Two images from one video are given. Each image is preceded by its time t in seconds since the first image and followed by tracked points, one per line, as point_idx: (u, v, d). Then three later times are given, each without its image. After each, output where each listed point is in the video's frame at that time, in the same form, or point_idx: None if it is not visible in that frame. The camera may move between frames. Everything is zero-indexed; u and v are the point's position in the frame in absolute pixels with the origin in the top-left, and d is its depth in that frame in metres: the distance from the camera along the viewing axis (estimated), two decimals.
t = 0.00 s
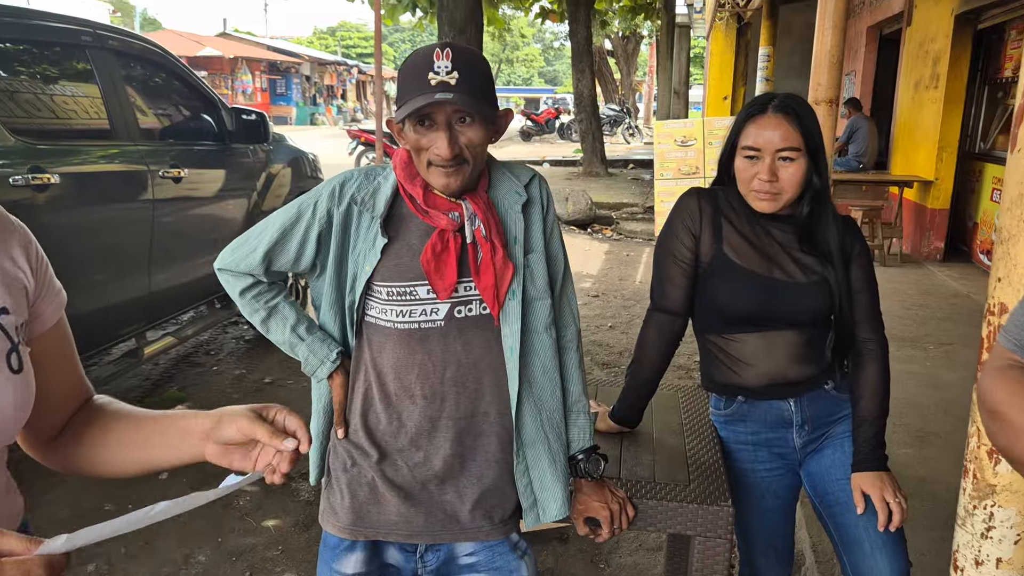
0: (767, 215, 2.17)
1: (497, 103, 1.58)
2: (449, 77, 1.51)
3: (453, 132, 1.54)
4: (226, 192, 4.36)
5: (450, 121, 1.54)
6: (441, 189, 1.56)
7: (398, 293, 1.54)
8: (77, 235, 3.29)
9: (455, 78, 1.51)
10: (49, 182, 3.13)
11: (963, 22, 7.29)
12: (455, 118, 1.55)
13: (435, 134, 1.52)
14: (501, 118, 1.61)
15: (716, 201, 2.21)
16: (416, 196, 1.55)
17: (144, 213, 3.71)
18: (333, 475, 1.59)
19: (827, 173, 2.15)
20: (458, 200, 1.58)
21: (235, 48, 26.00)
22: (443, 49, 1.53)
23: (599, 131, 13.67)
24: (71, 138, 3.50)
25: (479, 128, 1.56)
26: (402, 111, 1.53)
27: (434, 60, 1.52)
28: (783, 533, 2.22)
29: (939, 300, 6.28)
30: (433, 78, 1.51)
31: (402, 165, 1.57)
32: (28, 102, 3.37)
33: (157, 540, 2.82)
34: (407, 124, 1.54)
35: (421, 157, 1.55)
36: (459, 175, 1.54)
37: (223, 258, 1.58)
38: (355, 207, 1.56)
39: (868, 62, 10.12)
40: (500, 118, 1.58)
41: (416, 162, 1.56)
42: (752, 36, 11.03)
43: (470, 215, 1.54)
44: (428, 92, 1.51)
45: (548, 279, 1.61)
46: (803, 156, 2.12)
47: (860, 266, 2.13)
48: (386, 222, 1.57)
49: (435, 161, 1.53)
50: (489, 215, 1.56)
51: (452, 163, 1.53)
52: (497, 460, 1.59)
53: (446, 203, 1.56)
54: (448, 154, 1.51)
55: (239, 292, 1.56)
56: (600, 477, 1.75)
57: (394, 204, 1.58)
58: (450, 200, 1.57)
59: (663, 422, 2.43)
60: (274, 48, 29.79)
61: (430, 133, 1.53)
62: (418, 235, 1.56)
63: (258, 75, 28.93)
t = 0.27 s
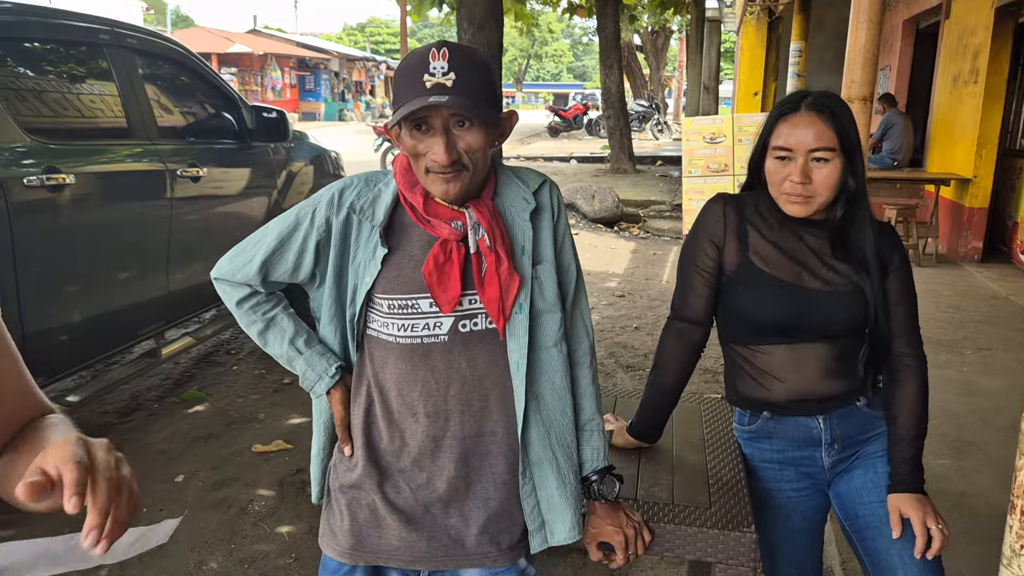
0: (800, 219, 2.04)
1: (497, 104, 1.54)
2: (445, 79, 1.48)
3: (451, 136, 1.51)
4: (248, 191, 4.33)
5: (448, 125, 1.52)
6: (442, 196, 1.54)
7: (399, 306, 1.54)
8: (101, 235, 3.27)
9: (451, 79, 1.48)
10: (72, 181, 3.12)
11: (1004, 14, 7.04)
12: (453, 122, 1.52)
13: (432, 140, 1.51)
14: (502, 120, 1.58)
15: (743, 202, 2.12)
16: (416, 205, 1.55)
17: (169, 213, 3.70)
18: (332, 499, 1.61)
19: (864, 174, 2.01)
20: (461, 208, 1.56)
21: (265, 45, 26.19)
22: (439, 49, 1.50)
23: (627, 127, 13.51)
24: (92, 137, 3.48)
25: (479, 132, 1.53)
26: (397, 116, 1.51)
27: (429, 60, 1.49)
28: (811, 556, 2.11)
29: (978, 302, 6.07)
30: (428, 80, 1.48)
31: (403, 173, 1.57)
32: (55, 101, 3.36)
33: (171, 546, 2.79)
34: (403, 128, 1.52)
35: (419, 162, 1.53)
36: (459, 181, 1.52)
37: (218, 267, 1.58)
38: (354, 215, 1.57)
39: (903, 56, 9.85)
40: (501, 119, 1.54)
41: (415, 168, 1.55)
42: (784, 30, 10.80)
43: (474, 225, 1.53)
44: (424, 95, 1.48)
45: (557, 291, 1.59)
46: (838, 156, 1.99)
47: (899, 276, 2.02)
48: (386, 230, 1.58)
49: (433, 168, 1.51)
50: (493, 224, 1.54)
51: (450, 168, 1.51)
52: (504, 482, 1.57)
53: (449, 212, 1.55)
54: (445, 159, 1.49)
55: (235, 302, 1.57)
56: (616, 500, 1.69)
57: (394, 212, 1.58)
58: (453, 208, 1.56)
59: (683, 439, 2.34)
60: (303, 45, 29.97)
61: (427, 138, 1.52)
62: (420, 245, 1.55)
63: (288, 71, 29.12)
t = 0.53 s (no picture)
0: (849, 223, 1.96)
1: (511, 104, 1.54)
2: (455, 75, 1.48)
3: (462, 136, 1.52)
4: (275, 189, 4.33)
5: (458, 124, 1.52)
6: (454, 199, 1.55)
7: (410, 314, 1.57)
8: (129, 233, 3.28)
9: (462, 76, 1.48)
10: (101, 179, 3.13)
11: None
12: (464, 120, 1.52)
13: (442, 140, 1.51)
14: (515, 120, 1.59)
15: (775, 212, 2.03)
16: (426, 210, 1.56)
17: (196, 211, 3.70)
18: (342, 512, 1.65)
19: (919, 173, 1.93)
20: (473, 212, 1.58)
21: (298, 41, 26.41)
22: (449, 45, 1.50)
23: (657, 124, 13.34)
24: (121, 135, 3.49)
25: (490, 131, 1.53)
26: (406, 113, 1.52)
27: (439, 56, 1.49)
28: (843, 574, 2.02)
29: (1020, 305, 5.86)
30: (438, 77, 1.48)
31: (412, 176, 1.59)
32: (86, 99, 3.38)
33: (192, 546, 2.78)
34: (415, 128, 1.54)
35: (429, 164, 1.54)
36: (470, 183, 1.53)
37: (228, 275, 1.61)
38: (363, 220, 1.59)
39: (943, 50, 9.57)
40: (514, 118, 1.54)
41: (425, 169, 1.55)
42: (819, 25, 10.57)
43: (486, 230, 1.55)
44: (434, 92, 1.49)
45: (573, 300, 1.61)
46: (898, 154, 1.90)
47: (947, 284, 1.91)
48: (396, 235, 1.60)
49: (443, 169, 1.51)
50: (506, 229, 1.55)
51: (462, 169, 1.51)
52: (518, 495, 1.61)
53: (459, 216, 1.57)
54: (456, 160, 1.50)
55: (244, 310, 1.60)
56: (638, 516, 1.69)
57: (404, 216, 1.61)
58: (464, 212, 1.57)
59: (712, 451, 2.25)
60: (334, 41, 30.17)
61: (438, 138, 1.52)
62: (431, 251, 1.58)
63: (320, 67, 29.35)
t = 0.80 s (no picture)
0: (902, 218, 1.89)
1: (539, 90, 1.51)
2: (484, 60, 1.46)
3: (488, 122, 1.49)
4: (301, 183, 4.34)
5: (485, 109, 1.49)
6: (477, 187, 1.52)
7: (429, 310, 1.54)
8: (156, 227, 3.30)
9: (491, 61, 1.46)
10: (128, 173, 3.15)
11: None
12: (490, 106, 1.49)
13: (469, 126, 1.49)
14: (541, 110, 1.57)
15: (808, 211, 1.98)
16: (446, 201, 1.53)
17: (222, 205, 3.71)
18: (361, 511, 1.63)
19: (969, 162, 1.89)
20: (494, 204, 1.55)
21: (326, 38, 26.57)
22: (477, 30, 1.48)
23: (685, 119, 13.19)
24: (149, 130, 3.52)
25: (516, 118, 1.50)
26: (434, 98, 1.49)
27: (467, 42, 1.47)
28: None
29: None
30: (467, 61, 1.46)
31: (432, 166, 1.55)
32: (115, 93, 3.40)
33: (214, 540, 2.79)
34: (439, 113, 1.51)
35: (453, 151, 1.51)
36: (495, 169, 1.50)
37: (244, 272, 1.60)
38: (380, 213, 1.56)
39: (979, 44, 9.34)
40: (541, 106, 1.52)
41: (449, 155, 1.52)
42: (852, 18, 10.35)
43: (507, 222, 1.51)
44: (463, 76, 1.46)
45: (596, 296, 1.57)
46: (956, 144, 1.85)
47: (994, 282, 1.83)
48: (414, 229, 1.57)
49: (469, 156, 1.48)
50: (527, 222, 1.52)
51: (486, 157, 1.48)
52: (539, 495, 1.58)
53: (480, 208, 1.54)
54: (483, 147, 1.47)
55: (261, 307, 1.59)
56: (663, 517, 1.66)
57: (422, 209, 1.58)
58: (484, 204, 1.54)
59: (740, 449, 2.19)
60: (362, 37, 30.31)
61: (463, 123, 1.49)
62: (450, 244, 1.55)
63: (347, 63, 29.52)
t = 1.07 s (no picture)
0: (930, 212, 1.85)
1: (567, 83, 1.52)
2: (520, 48, 1.44)
3: (519, 111, 1.49)
4: (322, 179, 4.35)
5: (517, 98, 1.49)
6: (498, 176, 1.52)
7: (449, 303, 1.53)
8: (178, 222, 3.32)
9: (527, 50, 1.45)
10: (151, 168, 3.17)
11: None
12: (523, 95, 1.50)
13: (498, 113, 1.48)
14: (567, 106, 1.57)
15: (848, 189, 1.95)
16: (467, 190, 1.52)
17: (244, 200, 3.74)
18: (380, 505, 1.63)
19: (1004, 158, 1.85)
20: (515, 195, 1.54)
21: (348, 36, 26.68)
22: (515, 18, 1.46)
23: (708, 117, 13.07)
24: (172, 125, 3.54)
25: (546, 109, 1.51)
26: (466, 83, 1.48)
27: (505, 28, 1.45)
28: None
29: None
30: (502, 48, 1.45)
31: (454, 155, 1.54)
32: (139, 89, 3.43)
33: (234, 533, 2.81)
34: (470, 98, 1.50)
35: (479, 138, 1.51)
36: (521, 159, 1.49)
37: (261, 267, 1.60)
38: (398, 204, 1.55)
39: (1010, 40, 9.15)
40: (569, 99, 1.52)
41: (474, 141, 1.52)
42: (879, 14, 10.20)
43: (528, 214, 1.50)
44: (497, 63, 1.45)
45: (617, 290, 1.56)
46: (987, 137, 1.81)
47: None
48: (433, 221, 1.56)
49: (495, 143, 1.48)
50: (548, 214, 1.50)
51: (514, 145, 1.48)
52: (558, 490, 1.57)
53: (501, 199, 1.53)
54: (511, 134, 1.46)
55: (278, 301, 1.59)
56: (683, 514, 1.63)
57: (442, 201, 1.57)
58: (505, 196, 1.54)
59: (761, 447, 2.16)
60: (384, 35, 30.41)
61: (493, 110, 1.49)
62: (470, 237, 1.54)
63: (369, 61, 29.64)
